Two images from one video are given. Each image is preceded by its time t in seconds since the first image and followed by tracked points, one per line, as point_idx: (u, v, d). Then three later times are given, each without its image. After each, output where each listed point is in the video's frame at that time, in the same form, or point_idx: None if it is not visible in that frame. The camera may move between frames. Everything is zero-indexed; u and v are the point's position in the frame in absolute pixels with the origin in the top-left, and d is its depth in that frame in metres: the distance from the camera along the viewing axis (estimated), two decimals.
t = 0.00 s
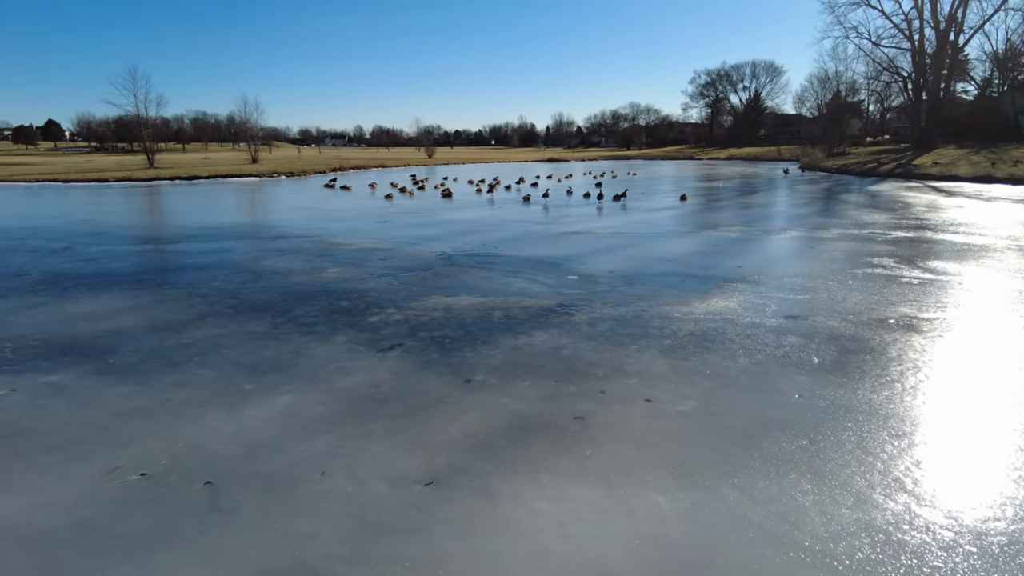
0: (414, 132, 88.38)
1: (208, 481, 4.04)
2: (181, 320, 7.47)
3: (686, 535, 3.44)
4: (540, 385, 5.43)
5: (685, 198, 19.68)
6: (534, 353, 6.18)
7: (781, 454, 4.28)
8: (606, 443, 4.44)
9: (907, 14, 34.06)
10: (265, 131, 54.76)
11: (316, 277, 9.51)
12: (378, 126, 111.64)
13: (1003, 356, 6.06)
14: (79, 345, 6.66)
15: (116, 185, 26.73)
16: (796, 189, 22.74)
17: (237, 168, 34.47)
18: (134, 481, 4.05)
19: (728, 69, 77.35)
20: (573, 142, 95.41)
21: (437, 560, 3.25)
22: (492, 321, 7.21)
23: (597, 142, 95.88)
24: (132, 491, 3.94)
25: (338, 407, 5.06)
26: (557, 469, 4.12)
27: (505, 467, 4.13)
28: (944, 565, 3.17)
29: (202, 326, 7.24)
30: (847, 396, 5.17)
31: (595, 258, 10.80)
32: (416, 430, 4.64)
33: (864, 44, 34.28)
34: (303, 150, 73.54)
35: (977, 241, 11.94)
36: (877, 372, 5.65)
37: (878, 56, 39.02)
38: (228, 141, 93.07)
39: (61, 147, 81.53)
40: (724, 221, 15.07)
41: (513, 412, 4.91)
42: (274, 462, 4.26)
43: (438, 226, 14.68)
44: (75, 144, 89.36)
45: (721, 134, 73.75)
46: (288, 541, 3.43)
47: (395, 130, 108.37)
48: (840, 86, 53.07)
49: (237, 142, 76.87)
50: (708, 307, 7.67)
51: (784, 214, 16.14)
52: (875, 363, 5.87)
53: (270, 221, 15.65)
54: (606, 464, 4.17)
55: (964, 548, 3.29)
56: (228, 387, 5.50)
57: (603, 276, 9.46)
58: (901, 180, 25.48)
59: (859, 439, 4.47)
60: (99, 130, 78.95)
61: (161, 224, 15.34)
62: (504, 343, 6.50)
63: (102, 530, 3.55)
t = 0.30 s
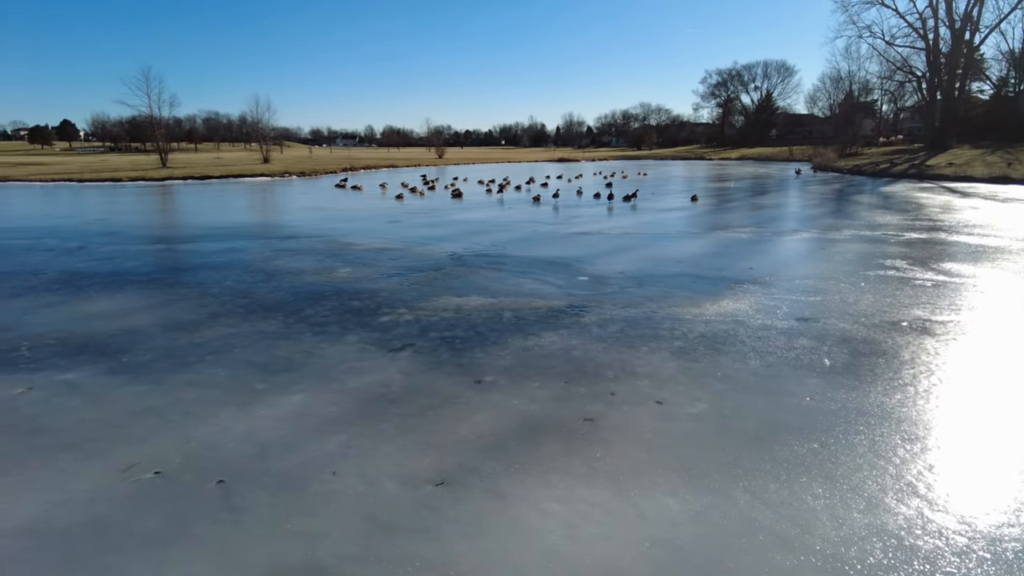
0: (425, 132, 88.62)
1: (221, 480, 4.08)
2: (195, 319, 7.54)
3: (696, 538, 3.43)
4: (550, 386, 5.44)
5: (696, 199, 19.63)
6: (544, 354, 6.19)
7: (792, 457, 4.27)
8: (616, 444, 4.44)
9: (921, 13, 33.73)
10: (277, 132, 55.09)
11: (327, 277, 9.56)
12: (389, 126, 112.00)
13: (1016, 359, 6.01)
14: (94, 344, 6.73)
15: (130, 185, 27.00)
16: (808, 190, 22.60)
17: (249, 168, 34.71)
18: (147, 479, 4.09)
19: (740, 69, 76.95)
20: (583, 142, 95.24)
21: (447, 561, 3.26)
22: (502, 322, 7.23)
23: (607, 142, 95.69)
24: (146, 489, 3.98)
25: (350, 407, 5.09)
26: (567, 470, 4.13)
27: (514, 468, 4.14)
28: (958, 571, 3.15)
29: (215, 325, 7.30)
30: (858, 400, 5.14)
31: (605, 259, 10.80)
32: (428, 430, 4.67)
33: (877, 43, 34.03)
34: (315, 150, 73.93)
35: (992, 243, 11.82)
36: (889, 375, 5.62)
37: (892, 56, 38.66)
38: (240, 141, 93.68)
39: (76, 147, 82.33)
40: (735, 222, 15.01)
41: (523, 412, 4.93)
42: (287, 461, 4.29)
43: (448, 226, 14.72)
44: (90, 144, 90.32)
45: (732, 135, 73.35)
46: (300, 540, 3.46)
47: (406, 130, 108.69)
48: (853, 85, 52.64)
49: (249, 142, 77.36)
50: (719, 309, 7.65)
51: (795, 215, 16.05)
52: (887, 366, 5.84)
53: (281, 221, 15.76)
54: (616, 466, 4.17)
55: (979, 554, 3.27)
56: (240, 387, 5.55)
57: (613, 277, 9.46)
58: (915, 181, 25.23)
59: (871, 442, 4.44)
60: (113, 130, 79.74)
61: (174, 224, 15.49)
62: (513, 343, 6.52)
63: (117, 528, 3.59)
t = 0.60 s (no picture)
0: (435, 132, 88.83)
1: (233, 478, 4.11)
2: (207, 318, 7.61)
3: (705, 540, 3.42)
4: (559, 387, 5.44)
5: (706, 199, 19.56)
6: (554, 355, 6.20)
7: (803, 459, 4.25)
8: (626, 446, 4.44)
9: (935, 12, 33.42)
10: (288, 132, 55.39)
11: (338, 277, 9.61)
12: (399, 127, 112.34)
13: None
14: (108, 343, 6.80)
15: (143, 184, 27.25)
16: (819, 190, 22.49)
17: (260, 168, 34.92)
18: (160, 476, 4.14)
19: (751, 69, 76.58)
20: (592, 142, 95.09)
21: (456, 561, 3.27)
22: (512, 323, 7.24)
23: (617, 142, 95.49)
24: (159, 486, 4.02)
25: (360, 407, 5.12)
26: (576, 471, 4.13)
27: (524, 469, 4.15)
28: None
29: (227, 324, 7.36)
30: (870, 402, 5.11)
31: (615, 259, 10.79)
32: (438, 430, 4.68)
33: (890, 43, 33.76)
34: (325, 150, 74.27)
35: (1006, 245, 11.71)
36: (901, 378, 5.57)
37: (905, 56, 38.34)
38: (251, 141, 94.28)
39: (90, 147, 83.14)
40: (746, 223, 14.95)
41: (532, 414, 4.93)
42: (298, 460, 4.32)
43: (458, 226, 14.75)
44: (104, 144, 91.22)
45: (743, 135, 72.99)
46: (312, 538, 3.48)
47: (416, 130, 108.97)
48: (865, 85, 52.23)
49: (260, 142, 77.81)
50: (730, 310, 7.62)
51: (806, 216, 15.96)
52: (900, 368, 5.80)
53: (292, 221, 15.85)
54: (625, 467, 4.17)
55: (992, 559, 3.24)
56: (252, 386, 5.59)
57: (623, 277, 9.45)
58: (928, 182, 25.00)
59: (882, 445, 4.42)
60: (127, 130, 80.55)
61: (186, 224, 15.62)
62: (523, 344, 6.53)
63: (130, 525, 3.63)
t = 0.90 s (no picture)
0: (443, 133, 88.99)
1: (244, 475, 4.15)
2: (217, 317, 7.66)
3: (714, 540, 3.43)
4: (568, 387, 5.45)
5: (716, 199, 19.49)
6: (562, 355, 6.20)
7: (813, 460, 4.24)
8: (635, 446, 4.44)
9: (948, 11, 33.13)
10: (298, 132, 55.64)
11: (347, 276, 9.65)
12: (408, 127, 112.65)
13: None
14: (121, 341, 6.87)
15: (154, 184, 27.46)
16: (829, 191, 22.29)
17: (270, 168, 35.11)
18: (172, 473, 4.18)
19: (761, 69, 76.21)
20: (601, 142, 94.92)
21: (465, 559, 3.29)
22: (521, 322, 7.25)
23: (626, 142, 95.27)
24: (172, 483, 4.07)
25: (370, 405, 5.15)
26: (585, 471, 4.13)
27: (532, 469, 4.16)
28: None
29: (238, 323, 7.41)
30: (881, 404, 5.08)
31: (623, 259, 10.78)
32: (447, 429, 4.70)
33: (902, 42, 33.50)
34: (335, 150, 74.59)
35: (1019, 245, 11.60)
36: (912, 380, 5.54)
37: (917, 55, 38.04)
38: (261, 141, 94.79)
39: (103, 148, 83.82)
40: (755, 223, 14.89)
41: (541, 413, 4.94)
42: (309, 458, 4.36)
43: (467, 226, 14.77)
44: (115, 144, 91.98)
45: (753, 134, 72.65)
46: (322, 535, 3.51)
47: (425, 131, 109.22)
48: (876, 85, 51.85)
49: (269, 142, 78.23)
50: (739, 311, 7.60)
51: (817, 217, 15.88)
52: (911, 370, 5.76)
53: (302, 221, 15.94)
54: (634, 467, 4.18)
55: (1004, 561, 3.22)
56: (263, 384, 5.63)
57: (632, 277, 9.44)
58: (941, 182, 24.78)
59: (893, 446, 4.40)
60: (138, 130, 81.26)
61: (197, 223, 15.74)
62: (532, 344, 6.54)
63: (143, 521, 3.67)
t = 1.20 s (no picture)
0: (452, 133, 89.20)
1: (254, 471, 4.17)
2: (227, 315, 7.70)
3: (724, 539, 3.41)
4: (577, 386, 5.44)
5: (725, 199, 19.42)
6: (571, 354, 6.19)
7: (823, 460, 4.21)
8: (644, 445, 4.43)
9: (961, 9, 32.83)
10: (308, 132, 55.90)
11: (356, 275, 9.68)
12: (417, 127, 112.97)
13: None
14: (132, 338, 6.93)
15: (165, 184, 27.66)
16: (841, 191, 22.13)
17: (280, 168, 35.30)
18: (183, 469, 4.21)
19: (771, 69, 75.83)
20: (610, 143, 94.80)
21: (473, 556, 3.30)
22: (529, 321, 7.24)
23: (635, 142, 95.07)
24: (182, 479, 4.09)
25: (379, 403, 5.16)
26: (594, 470, 4.13)
27: (541, 467, 4.16)
28: None
29: (248, 321, 7.45)
30: (892, 404, 5.04)
31: (632, 259, 10.76)
32: (455, 427, 4.71)
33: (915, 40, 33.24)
34: (344, 151, 74.96)
35: None
36: (924, 380, 5.50)
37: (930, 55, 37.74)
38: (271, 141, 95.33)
39: (115, 148, 84.52)
40: (765, 223, 14.83)
41: (550, 412, 4.93)
42: (318, 454, 4.37)
43: (475, 225, 14.77)
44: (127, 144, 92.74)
45: (763, 134, 72.32)
46: (332, 531, 3.53)
47: (434, 131, 109.45)
48: (888, 85, 51.46)
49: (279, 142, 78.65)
50: (749, 310, 7.56)
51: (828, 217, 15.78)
52: (923, 370, 5.72)
53: (311, 220, 16.01)
54: (643, 466, 4.17)
55: (1017, 563, 3.19)
56: (272, 381, 5.66)
57: (642, 277, 9.41)
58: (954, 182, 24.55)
59: (904, 447, 4.36)
60: (150, 131, 81.92)
61: (207, 223, 15.83)
62: (540, 343, 6.53)
63: (153, 515, 3.70)
